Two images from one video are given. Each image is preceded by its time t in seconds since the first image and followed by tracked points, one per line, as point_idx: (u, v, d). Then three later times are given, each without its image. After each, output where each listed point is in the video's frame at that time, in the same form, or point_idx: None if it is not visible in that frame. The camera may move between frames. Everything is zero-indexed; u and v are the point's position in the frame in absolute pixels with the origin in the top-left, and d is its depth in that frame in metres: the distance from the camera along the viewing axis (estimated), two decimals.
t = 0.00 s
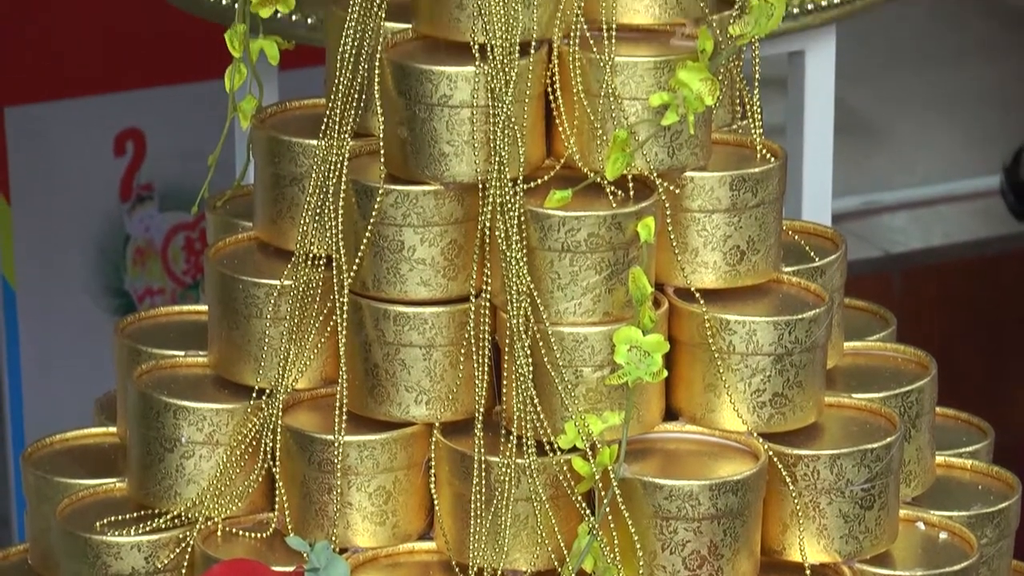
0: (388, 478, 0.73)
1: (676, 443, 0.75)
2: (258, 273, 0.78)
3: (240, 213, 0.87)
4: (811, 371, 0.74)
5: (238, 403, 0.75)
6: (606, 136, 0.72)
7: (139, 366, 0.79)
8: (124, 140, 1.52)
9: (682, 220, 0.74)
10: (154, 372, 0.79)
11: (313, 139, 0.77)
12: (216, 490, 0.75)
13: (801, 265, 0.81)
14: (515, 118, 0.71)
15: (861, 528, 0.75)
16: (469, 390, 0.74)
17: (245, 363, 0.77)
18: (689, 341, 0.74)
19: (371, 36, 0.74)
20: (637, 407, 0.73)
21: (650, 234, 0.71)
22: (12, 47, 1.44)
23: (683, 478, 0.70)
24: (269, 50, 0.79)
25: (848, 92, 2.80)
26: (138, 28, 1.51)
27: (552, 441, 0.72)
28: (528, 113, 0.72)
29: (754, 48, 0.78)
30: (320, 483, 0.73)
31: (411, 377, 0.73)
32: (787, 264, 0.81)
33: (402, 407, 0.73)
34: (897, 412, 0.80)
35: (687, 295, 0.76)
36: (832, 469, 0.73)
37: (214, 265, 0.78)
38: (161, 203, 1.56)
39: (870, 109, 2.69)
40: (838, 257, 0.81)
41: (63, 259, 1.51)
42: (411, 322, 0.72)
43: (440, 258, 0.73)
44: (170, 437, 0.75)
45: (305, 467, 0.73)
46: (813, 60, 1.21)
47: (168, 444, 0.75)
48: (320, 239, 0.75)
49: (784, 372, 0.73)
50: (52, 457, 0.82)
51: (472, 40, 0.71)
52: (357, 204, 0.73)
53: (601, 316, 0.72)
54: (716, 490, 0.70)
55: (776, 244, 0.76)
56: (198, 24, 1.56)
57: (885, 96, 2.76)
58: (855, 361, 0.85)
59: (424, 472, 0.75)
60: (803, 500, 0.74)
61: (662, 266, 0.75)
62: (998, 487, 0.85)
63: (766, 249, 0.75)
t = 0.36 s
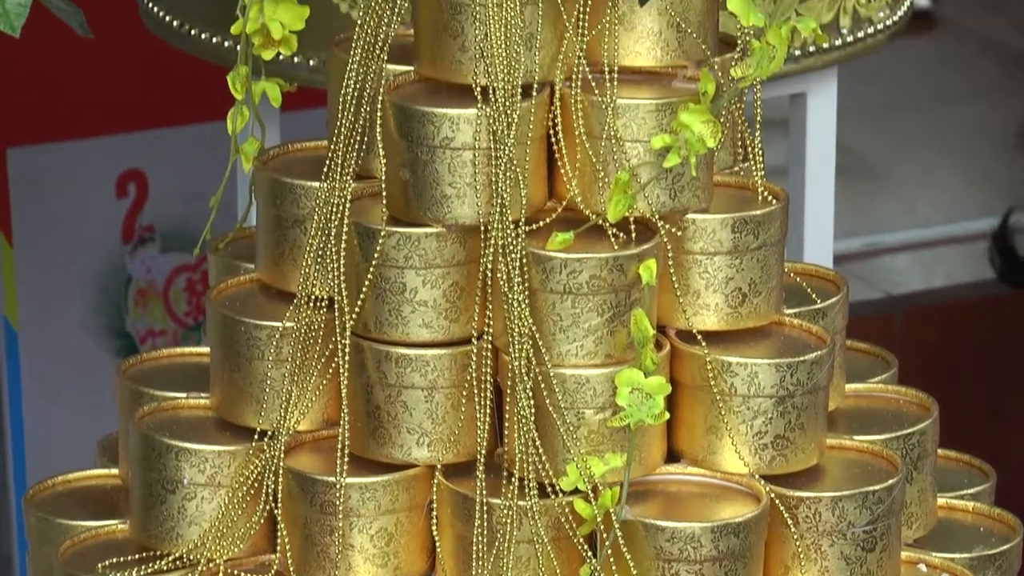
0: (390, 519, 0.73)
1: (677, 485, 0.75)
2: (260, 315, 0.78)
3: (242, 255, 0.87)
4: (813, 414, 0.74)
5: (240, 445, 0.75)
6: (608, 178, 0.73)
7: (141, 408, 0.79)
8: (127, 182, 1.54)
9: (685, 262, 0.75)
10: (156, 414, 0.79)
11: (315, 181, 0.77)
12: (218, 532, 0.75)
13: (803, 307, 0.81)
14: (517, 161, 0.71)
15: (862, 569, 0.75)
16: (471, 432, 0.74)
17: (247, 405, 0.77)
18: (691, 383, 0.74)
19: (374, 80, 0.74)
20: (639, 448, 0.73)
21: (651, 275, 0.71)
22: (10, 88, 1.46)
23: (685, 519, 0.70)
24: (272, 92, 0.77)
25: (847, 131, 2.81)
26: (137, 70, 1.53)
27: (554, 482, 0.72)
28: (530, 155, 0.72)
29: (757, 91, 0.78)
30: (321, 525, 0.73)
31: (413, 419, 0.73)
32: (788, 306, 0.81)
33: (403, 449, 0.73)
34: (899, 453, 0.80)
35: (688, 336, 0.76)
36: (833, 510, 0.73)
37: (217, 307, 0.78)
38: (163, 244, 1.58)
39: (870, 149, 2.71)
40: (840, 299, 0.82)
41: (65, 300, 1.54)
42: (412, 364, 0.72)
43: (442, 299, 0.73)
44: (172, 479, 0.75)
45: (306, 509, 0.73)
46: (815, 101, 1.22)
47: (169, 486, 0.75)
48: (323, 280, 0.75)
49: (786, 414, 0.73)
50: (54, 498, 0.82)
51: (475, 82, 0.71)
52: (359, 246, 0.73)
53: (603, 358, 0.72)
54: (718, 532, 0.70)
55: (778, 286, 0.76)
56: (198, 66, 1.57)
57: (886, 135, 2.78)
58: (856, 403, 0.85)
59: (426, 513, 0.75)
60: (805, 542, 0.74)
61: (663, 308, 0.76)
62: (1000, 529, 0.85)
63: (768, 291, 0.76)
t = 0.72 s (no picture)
0: (392, 565, 0.73)
1: (679, 530, 0.75)
2: (262, 359, 0.78)
3: (244, 299, 0.87)
4: (815, 459, 0.74)
5: (242, 489, 0.75)
6: (609, 223, 0.73)
7: (143, 453, 0.79)
8: (128, 226, 1.57)
9: (686, 306, 0.75)
10: (158, 459, 0.79)
11: (317, 227, 0.77)
12: None
13: (804, 352, 0.81)
14: (518, 206, 0.71)
15: None
16: (473, 477, 0.74)
17: (249, 449, 0.77)
18: (693, 428, 0.74)
19: (375, 125, 0.74)
20: (640, 493, 0.73)
21: (653, 320, 0.71)
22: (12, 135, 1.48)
23: (686, 565, 0.70)
24: (273, 137, 0.76)
25: (848, 175, 2.83)
26: (137, 115, 1.54)
27: (555, 527, 0.72)
28: (532, 200, 0.73)
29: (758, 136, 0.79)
30: (324, 570, 0.73)
31: (415, 464, 0.73)
32: (790, 352, 0.82)
33: (405, 494, 0.73)
34: (901, 498, 0.80)
35: (689, 382, 0.77)
36: (835, 556, 0.73)
37: (219, 352, 0.78)
38: (165, 288, 1.61)
39: (871, 194, 2.73)
40: (841, 344, 0.82)
41: (68, 345, 1.56)
42: (415, 409, 0.72)
43: (444, 344, 0.73)
44: (174, 524, 0.75)
45: (308, 554, 0.73)
46: (816, 146, 1.22)
47: (171, 531, 0.75)
48: (324, 325, 0.75)
49: (787, 459, 0.73)
50: (55, 542, 0.82)
51: (477, 127, 0.71)
52: (362, 291, 0.73)
53: (605, 403, 0.72)
54: None
55: (780, 331, 0.77)
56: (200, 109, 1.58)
57: (886, 180, 2.80)
58: (858, 448, 0.85)
59: (427, 558, 0.75)
60: None
61: (665, 353, 0.76)
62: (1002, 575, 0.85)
63: (770, 335, 0.76)
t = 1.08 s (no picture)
0: None
1: None
2: (265, 409, 0.78)
3: (247, 349, 0.88)
4: (818, 510, 0.74)
5: (245, 539, 0.75)
6: (612, 274, 0.73)
7: (145, 503, 0.79)
8: (132, 276, 1.59)
9: (689, 357, 0.75)
10: (160, 509, 0.79)
11: (320, 276, 0.77)
12: None
13: (808, 402, 0.81)
14: (522, 257, 0.71)
15: None
16: (476, 527, 0.74)
17: (252, 499, 0.77)
18: (695, 479, 0.74)
19: (378, 175, 0.74)
20: (644, 544, 0.73)
21: (656, 370, 0.71)
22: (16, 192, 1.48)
23: None
24: (278, 188, 0.76)
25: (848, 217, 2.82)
26: (142, 168, 1.55)
27: None
28: (535, 250, 0.73)
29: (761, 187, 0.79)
30: None
31: (418, 515, 0.73)
32: (794, 402, 0.82)
33: (408, 545, 0.74)
34: (904, 549, 0.80)
35: (693, 432, 0.77)
36: None
37: (222, 403, 0.78)
38: (168, 338, 1.62)
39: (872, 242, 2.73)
40: (845, 394, 0.82)
41: (71, 393, 1.58)
42: (418, 460, 0.73)
43: (447, 395, 0.73)
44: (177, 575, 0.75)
45: None
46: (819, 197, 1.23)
47: None
48: (328, 376, 0.75)
49: (790, 509, 0.73)
50: None
51: (479, 177, 0.71)
52: (364, 341, 0.74)
53: (608, 454, 0.72)
54: None
55: (783, 381, 0.77)
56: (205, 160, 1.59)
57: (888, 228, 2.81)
58: (861, 498, 0.85)
59: None
60: None
61: (668, 404, 0.76)
62: None
63: (773, 386, 0.76)
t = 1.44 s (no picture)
0: None
1: None
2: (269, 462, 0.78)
3: (251, 403, 0.88)
4: (821, 563, 0.74)
5: None
6: (616, 327, 0.73)
7: (148, 556, 0.79)
8: (135, 328, 1.59)
9: (693, 411, 0.75)
10: (163, 562, 0.79)
11: (325, 329, 0.78)
12: None
13: (811, 455, 0.81)
14: (525, 310, 0.72)
15: None
16: None
17: (255, 552, 0.78)
18: (698, 531, 0.74)
19: (382, 229, 0.74)
20: None
21: (659, 425, 0.71)
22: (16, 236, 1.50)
23: None
24: (281, 241, 0.76)
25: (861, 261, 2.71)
26: (145, 219, 1.56)
27: None
28: (538, 303, 0.73)
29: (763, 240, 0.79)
30: None
31: (421, 567, 0.73)
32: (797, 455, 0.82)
33: None
34: None
35: (696, 485, 0.77)
36: None
37: (226, 456, 0.78)
38: (171, 391, 1.63)
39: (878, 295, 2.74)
40: (848, 448, 0.82)
41: (75, 446, 1.59)
42: (421, 513, 0.73)
43: (450, 448, 0.73)
44: None
45: None
46: (823, 249, 1.23)
47: None
48: (331, 429, 0.75)
49: (794, 562, 0.73)
50: None
51: (483, 231, 0.72)
52: (368, 395, 0.74)
53: (611, 507, 0.72)
54: None
55: (786, 434, 0.77)
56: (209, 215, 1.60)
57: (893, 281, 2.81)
58: (864, 552, 0.85)
59: None
60: None
61: (671, 456, 0.76)
62: None
63: (776, 439, 0.76)
